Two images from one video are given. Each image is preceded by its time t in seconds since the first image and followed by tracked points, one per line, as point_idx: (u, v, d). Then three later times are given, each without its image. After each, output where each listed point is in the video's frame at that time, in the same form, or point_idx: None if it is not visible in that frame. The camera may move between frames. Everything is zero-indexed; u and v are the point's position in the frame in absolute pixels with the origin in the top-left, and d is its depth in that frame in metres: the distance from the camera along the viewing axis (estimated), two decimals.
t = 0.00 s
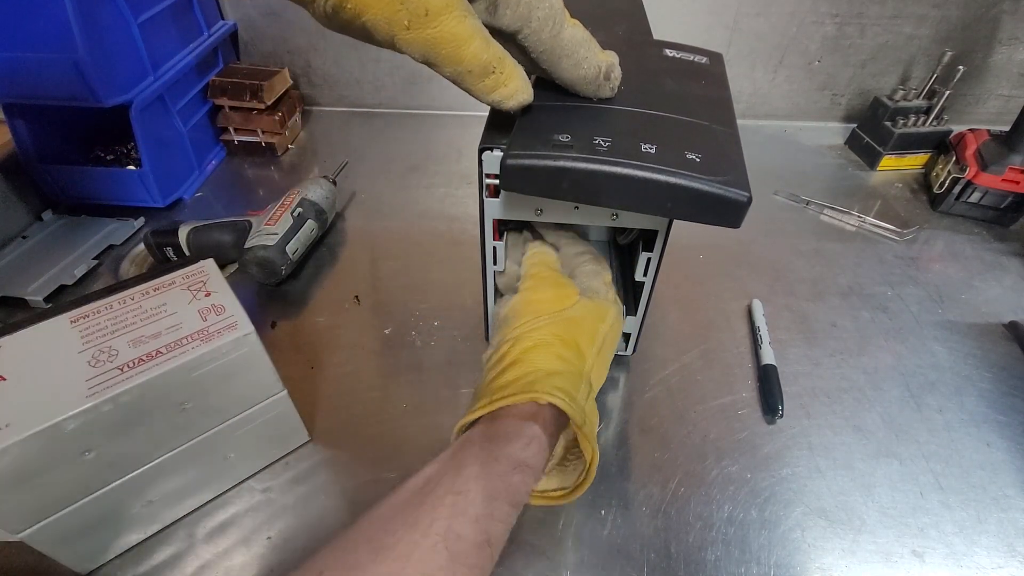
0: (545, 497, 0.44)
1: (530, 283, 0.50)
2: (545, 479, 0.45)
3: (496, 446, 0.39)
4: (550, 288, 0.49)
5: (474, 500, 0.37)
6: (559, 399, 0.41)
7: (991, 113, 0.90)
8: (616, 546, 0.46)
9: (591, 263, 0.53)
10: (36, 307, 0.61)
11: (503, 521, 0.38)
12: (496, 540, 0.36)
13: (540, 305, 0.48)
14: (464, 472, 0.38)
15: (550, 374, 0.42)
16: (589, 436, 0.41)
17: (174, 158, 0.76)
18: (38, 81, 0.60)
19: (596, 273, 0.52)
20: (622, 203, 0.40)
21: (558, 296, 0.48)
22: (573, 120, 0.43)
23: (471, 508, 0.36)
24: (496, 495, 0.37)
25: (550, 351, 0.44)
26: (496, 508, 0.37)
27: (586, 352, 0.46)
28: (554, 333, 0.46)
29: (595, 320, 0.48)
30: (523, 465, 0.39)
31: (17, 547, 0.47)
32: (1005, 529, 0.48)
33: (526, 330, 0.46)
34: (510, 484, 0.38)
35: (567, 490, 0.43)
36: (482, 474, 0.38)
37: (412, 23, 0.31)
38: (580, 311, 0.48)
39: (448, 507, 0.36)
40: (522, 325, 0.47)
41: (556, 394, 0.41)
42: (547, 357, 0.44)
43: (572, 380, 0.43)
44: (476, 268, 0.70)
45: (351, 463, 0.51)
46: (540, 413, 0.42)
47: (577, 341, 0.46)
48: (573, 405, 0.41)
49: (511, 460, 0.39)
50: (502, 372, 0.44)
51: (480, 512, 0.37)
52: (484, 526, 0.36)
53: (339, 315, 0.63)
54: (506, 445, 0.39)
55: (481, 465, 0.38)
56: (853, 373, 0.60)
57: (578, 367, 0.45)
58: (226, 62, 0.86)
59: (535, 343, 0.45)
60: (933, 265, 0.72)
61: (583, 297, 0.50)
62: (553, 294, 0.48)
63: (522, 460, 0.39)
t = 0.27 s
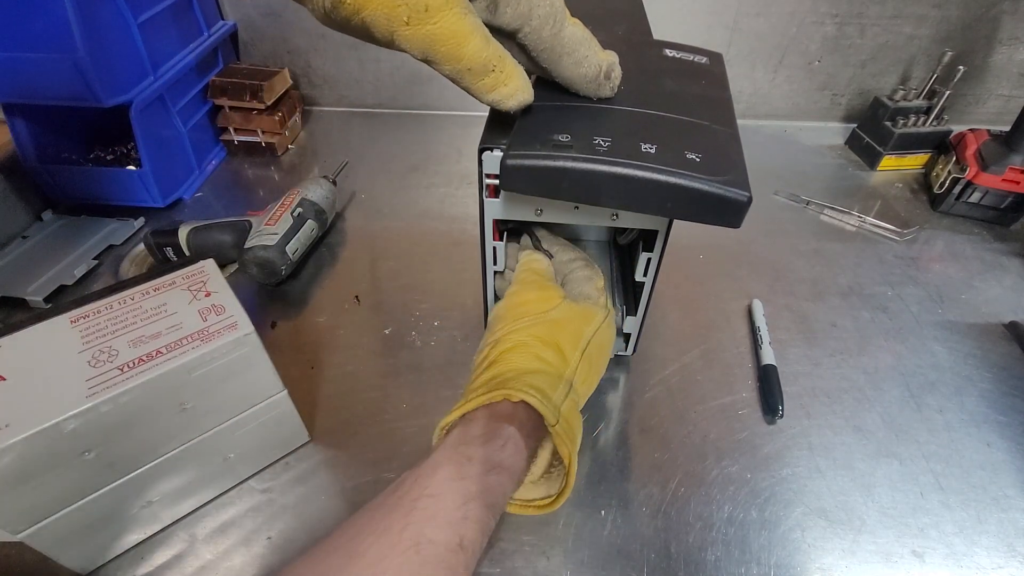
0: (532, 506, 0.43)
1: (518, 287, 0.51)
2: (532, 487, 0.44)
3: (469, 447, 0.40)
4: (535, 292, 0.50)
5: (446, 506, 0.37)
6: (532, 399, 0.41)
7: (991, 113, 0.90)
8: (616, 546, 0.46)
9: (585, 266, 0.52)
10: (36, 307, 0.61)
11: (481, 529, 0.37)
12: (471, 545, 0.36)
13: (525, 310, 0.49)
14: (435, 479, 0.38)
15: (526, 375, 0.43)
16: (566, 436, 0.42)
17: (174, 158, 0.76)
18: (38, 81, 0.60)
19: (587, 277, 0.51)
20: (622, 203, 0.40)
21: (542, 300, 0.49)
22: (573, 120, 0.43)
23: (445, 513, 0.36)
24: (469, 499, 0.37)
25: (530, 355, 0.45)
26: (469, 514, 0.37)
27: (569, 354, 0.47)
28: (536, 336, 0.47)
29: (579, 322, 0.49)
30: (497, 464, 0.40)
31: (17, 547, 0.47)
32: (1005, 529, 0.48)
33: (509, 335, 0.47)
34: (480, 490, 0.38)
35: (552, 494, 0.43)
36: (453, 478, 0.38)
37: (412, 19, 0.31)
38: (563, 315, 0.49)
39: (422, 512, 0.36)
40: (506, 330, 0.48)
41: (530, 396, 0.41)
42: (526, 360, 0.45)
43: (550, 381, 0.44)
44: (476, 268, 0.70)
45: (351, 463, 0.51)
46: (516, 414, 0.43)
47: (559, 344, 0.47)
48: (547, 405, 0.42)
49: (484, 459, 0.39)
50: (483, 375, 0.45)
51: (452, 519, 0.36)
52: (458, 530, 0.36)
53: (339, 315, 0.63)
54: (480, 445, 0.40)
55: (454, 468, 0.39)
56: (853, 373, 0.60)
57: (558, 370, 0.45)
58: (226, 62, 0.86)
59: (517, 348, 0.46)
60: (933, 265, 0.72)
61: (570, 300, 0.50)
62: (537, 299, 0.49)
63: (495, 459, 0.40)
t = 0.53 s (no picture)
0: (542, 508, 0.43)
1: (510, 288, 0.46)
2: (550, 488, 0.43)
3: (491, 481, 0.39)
4: (530, 296, 0.45)
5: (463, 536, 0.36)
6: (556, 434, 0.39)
7: (991, 113, 0.90)
8: (616, 547, 0.46)
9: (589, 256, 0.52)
10: (35, 307, 0.61)
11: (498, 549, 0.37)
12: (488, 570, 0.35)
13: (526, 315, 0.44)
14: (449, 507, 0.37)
15: (542, 405, 0.40)
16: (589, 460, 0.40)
17: (174, 158, 0.76)
18: (38, 83, 0.60)
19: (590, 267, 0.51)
20: (623, 203, 0.40)
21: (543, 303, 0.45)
22: (573, 119, 0.43)
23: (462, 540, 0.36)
24: (491, 533, 0.37)
25: (540, 375, 0.42)
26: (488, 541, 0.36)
27: (578, 366, 0.44)
28: (543, 351, 0.43)
29: (584, 327, 0.45)
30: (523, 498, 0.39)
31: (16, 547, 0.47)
32: (1005, 529, 0.48)
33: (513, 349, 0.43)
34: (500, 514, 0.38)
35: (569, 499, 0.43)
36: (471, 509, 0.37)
37: (413, 19, 0.30)
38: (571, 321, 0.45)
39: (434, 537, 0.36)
40: (508, 344, 0.44)
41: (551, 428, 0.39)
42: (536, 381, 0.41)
43: (565, 403, 0.41)
44: (476, 268, 0.70)
45: (351, 463, 0.51)
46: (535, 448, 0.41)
47: (568, 356, 0.44)
48: (570, 436, 0.39)
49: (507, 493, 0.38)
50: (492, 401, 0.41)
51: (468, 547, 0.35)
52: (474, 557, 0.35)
53: (339, 315, 0.63)
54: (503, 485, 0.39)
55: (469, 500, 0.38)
56: (853, 373, 0.60)
57: (570, 386, 0.42)
58: (226, 62, 0.86)
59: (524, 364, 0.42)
60: (933, 265, 0.72)
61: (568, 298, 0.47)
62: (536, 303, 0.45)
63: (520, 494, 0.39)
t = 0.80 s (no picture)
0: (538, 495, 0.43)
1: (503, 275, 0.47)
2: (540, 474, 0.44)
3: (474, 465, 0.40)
4: (522, 285, 0.46)
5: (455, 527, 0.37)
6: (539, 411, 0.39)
7: (991, 113, 0.90)
8: (615, 546, 0.46)
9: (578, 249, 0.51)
10: (35, 307, 0.61)
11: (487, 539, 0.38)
12: (484, 551, 0.37)
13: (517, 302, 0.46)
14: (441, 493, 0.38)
15: (528, 384, 0.41)
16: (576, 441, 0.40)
17: (174, 157, 0.76)
18: (39, 83, 0.60)
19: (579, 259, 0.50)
20: (623, 202, 0.40)
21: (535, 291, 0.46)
22: (573, 119, 0.43)
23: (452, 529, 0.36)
24: (484, 508, 0.38)
25: (527, 356, 0.43)
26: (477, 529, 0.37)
27: (568, 350, 0.44)
28: (533, 335, 0.44)
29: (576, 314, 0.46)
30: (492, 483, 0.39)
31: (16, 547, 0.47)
32: (1005, 529, 0.48)
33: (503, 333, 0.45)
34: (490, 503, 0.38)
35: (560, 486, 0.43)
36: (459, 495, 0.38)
37: (410, 23, 0.31)
38: (561, 308, 0.46)
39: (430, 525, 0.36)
40: (499, 329, 0.45)
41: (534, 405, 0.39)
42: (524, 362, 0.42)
43: (553, 383, 0.41)
44: (476, 268, 0.70)
45: (351, 463, 0.51)
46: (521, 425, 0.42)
47: (557, 340, 0.44)
48: (554, 414, 0.40)
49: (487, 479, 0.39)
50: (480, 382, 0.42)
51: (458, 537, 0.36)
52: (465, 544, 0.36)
53: (339, 315, 0.63)
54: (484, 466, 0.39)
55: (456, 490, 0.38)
56: (853, 373, 0.60)
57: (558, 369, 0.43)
58: (226, 62, 0.86)
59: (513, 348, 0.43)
60: (933, 265, 0.72)
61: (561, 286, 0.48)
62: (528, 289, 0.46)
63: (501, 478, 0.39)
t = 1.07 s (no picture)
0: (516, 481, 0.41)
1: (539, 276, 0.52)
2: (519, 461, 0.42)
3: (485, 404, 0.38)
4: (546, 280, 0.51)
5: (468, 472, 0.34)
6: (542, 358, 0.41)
7: (991, 113, 0.90)
8: (615, 546, 0.46)
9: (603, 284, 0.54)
10: (35, 307, 0.61)
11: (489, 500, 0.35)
12: (488, 500, 0.34)
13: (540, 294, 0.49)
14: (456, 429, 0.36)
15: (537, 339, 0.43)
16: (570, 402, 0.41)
17: (174, 157, 0.75)
18: (39, 82, 0.60)
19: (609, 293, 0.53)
20: (623, 203, 0.40)
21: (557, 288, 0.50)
22: (573, 120, 0.43)
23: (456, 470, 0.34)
24: (486, 457, 0.35)
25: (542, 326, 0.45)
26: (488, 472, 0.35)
27: (580, 337, 0.46)
28: (548, 312, 0.47)
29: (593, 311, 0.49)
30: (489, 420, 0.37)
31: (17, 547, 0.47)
32: (1005, 529, 0.48)
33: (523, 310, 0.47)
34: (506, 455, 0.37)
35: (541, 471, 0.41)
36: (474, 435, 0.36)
37: (407, 31, 0.31)
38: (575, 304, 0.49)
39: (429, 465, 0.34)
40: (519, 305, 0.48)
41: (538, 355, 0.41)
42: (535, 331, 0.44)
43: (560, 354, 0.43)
44: (476, 268, 0.70)
45: (351, 463, 0.51)
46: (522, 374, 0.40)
47: (570, 324, 0.47)
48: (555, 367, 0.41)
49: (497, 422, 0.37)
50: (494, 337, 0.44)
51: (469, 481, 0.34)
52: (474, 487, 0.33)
53: (339, 315, 0.63)
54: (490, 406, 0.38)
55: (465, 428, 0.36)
56: (853, 373, 0.60)
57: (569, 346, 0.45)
58: (226, 62, 0.86)
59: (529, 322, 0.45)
60: (933, 265, 0.72)
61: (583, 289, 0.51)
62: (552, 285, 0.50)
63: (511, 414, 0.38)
